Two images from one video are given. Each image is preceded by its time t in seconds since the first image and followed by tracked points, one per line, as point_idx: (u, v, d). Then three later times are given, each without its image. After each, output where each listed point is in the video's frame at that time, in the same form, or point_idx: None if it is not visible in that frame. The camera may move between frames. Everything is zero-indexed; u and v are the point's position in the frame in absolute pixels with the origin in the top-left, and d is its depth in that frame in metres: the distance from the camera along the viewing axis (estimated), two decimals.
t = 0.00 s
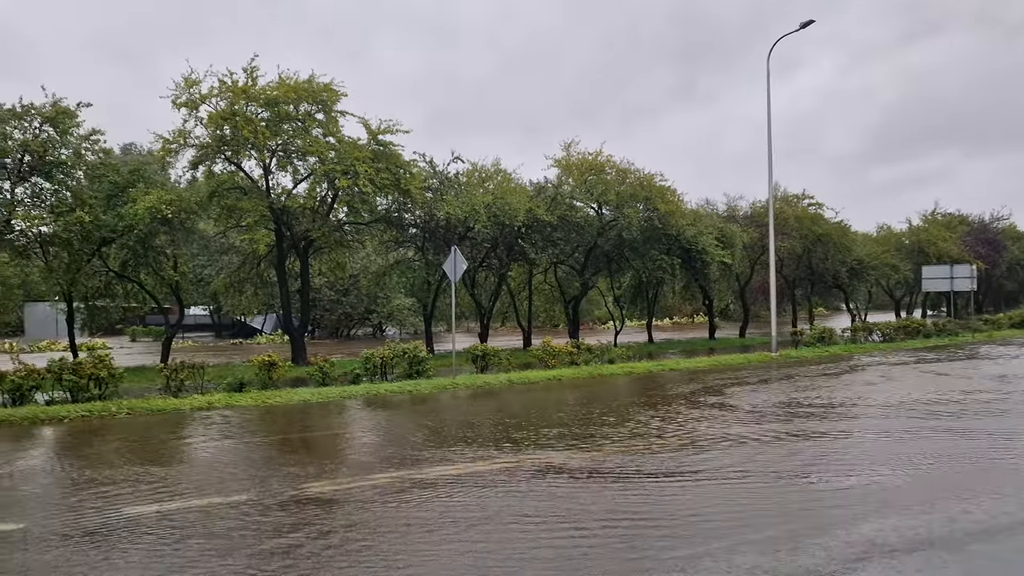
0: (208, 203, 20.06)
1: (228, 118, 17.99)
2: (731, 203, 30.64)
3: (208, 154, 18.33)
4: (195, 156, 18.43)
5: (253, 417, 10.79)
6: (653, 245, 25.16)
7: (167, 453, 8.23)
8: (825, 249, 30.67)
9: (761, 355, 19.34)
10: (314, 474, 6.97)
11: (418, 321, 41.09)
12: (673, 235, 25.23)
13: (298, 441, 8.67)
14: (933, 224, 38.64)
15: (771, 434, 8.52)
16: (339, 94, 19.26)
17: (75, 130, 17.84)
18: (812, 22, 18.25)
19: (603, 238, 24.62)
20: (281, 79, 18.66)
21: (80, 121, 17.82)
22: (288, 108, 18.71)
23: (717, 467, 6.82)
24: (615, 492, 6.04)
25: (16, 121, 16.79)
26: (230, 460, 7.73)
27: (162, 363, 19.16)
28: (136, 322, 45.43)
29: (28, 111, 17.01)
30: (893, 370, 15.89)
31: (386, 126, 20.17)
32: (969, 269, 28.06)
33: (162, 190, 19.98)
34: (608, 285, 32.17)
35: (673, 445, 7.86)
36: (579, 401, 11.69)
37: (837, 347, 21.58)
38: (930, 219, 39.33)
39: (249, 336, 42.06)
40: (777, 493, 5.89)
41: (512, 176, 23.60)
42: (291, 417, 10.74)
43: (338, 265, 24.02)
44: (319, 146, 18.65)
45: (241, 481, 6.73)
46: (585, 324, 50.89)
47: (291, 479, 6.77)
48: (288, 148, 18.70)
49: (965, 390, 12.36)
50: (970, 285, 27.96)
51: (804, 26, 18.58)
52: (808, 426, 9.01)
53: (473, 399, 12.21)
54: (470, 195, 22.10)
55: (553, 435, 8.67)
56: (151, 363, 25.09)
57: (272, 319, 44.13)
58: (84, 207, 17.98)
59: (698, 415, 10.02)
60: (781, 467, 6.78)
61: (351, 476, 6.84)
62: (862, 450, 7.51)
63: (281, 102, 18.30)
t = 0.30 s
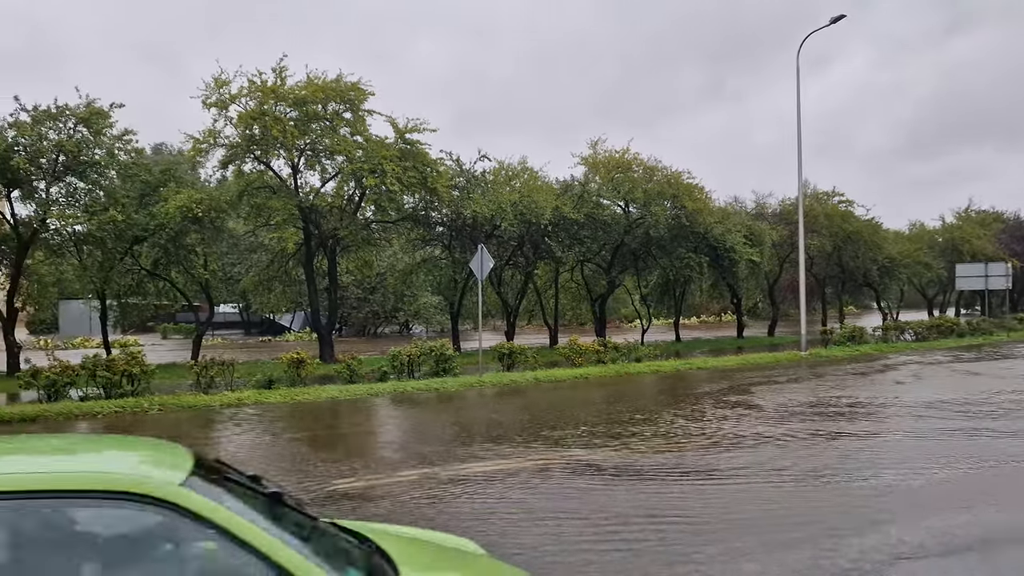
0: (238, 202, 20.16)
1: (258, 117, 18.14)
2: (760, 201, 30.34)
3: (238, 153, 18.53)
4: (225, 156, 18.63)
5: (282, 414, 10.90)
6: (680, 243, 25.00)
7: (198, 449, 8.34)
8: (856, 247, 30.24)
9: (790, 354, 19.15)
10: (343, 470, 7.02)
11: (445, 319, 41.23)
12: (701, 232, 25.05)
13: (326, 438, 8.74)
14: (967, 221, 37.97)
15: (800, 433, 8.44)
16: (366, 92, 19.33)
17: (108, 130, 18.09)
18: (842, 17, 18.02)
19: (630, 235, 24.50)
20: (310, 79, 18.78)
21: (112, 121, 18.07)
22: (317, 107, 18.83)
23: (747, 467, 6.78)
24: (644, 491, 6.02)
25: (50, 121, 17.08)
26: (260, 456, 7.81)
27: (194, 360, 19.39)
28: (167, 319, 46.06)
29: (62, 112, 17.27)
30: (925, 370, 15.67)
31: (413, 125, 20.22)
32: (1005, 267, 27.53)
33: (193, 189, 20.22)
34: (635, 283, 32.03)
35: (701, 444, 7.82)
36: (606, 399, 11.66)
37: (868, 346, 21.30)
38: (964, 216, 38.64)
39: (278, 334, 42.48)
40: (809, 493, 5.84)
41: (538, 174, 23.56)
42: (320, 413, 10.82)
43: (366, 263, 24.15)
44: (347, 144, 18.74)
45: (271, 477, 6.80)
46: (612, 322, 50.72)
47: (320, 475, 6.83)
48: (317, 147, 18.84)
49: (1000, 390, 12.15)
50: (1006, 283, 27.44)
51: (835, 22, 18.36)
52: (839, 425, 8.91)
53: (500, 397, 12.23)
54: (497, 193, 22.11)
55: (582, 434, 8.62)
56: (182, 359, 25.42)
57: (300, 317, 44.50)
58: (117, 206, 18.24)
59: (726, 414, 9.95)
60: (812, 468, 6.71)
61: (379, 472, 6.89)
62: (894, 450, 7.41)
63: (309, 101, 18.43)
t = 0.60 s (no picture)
0: (263, 201, 20.25)
1: (283, 117, 18.29)
2: (785, 199, 30.06)
3: (263, 152, 18.69)
4: (250, 155, 18.79)
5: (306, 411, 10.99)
6: (704, 241, 24.85)
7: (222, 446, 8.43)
8: (883, 245, 29.90)
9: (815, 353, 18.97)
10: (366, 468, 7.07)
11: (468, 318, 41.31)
12: (725, 230, 24.87)
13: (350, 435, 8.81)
14: (997, 219, 37.38)
15: (825, 433, 8.38)
16: (390, 91, 19.39)
17: (135, 130, 18.30)
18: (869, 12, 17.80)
19: (654, 234, 24.40)
20: (333, 79, 18.87)
21: (140, 121, 18.30)
22: (340, 106, 18.94)
23: (771, 467, 6.74)
24: (666, 490, 6.02)
25: (80, 121, 17.34)
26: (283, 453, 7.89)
27: (219, 357, 19.60)
28: (193, 317, 46.57)
29: (91, 112, 17.54)
30: (953, 369, 15.47)
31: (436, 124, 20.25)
32: None
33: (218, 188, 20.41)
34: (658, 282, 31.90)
35: (725, 444, 7.79)
36: (628, 399, 11.64)
37: (895, 345, 21.04)
38: (995, 214, 38.05)
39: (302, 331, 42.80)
40: (833, 494, 5.81)
41: (561, 172, 23.52)
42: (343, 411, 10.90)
43: (389, 261, 24.25)
44: (370, 143, 18.82)
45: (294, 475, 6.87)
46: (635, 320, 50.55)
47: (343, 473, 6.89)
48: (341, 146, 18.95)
49: None
50: None
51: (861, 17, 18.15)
52: (865, 425, 8.83)
53: (522, 396, 12.24)
54: (520, 191, 22.12)
55: (607, 432, 8.64)
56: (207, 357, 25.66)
57: (324, 314, 44.81)
58: (145, 206, 18.46)
59: (750, 414, 9.88)
60: (837, 468, 6.67)
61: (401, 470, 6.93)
62: (921, 451, 7.34)
63: (334, 101, 18.54)
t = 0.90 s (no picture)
0: (285, 200, 20.41)
1: (305, 117, 18.41)
2: (809, 196, 29.77)
3: (286, 151, 18.82)
4: (273, 155, 18.93)
5: (328, 409, 11.06)
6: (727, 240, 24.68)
7: (247, 442, 8.51)
8: (909, 243, 29.52)
9: (839, 352, 18.77)
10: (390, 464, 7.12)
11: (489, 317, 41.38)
12: (748, 228, 24.68)
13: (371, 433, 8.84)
14: None
15: (850, 432, 8.31)
16: (411, 91, 19.41)
17: (160, 129, 18.48)
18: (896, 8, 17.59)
19: (676, 232, 24.28)
20: (355, 78, 18.95)
21: (165, 121, 18.49)
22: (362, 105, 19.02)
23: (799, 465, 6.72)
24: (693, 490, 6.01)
25: (106, 122, 17.56)
26: (308, 449, 7.95)
27: (243, 354, 19.78)
28: (217, 315, 46.99)
29: (117, 112, 17.74)
30: (980, 369, 15.25)
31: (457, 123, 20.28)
32: None
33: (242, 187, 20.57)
34: (680, 280, 31.74)
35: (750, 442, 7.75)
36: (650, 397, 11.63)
37: (921, 344, 20.78)
38: None
39: (324, 329, 43.05)
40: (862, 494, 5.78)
41: (583, 171, 23.47)
42: (366, 409, 10.95)
43: (410, 260, 24.35)
44: (392, 142, 18.89)
45: (321, 471, 6.93)
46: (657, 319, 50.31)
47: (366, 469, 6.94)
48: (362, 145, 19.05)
49: None
50: None
51: (888, 12, 17.95)
52: (891, 424, 8.75)
53: (544, 394, 12.25)
54: (541, 190, 22.12)
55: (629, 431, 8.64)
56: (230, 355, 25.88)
57: (346, 313, 45.05)
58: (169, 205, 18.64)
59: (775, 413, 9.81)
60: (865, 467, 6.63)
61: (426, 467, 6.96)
62: (950, 450, 7.28)
63: (355, 100, 18.62)
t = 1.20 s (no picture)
0: (312, 199, 20.58)
1: (331, 116, 18.51)
2: (838, 193, 29.40)
3: (313, 151, 18.96)
4: (300, 154, 19.08)
5: (355, 407, 11.14)
6: (754, 238, 24.46)
7: (277, 439, 8.62)
8: (940, 240, 29.06)
9: (868, 351, 18.54)
10: (418, 462, 7.17)
11: (514, 315, 41.39)
12: (776, 226, 24.44)
13: (398, 431, 8.91)
14: None
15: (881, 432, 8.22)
16: (437, 90, 19.41)
17: (189, 130, 18.69)
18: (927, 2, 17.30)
19: (702, 230, 24.12)
20: (380, 78, 19.03)
21: (193, 122, 18.71)
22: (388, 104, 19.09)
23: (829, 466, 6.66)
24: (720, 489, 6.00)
25: (137, 123, 17.83)
26: (337, 447, 8.04)
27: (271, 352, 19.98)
28: (245, 313, 47.45)
29: (148, 113, 18.01)
30: (1013, 368, 14.99)
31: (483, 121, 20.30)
32: None
33: (270, 187, 20.75)
34: (706, 278, 31.50)
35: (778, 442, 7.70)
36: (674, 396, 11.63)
37: (953, 343, 20.46)
38: None
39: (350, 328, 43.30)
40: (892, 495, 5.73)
41: (608, 169, 23.38)
42: (393, 407, 11.03)
43: (436, 259, 24.42)
44: (417, 141, 18.94)
45: (351, 468, 7.01)
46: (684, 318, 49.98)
47: (395, 466, 7.00)
48: (388, 144, 19.17)
49: None
50: None
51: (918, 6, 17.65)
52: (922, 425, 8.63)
53: (569, 393, 12.25)
54: (566, 188, 22.07)
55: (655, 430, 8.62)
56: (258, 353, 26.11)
57: (372, 311, 45.27)
58: (198, 204, 18.86)
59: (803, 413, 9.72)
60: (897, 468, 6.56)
61: (453, 465, 7.01)
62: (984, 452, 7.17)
63: (381, 99, 18.71)
